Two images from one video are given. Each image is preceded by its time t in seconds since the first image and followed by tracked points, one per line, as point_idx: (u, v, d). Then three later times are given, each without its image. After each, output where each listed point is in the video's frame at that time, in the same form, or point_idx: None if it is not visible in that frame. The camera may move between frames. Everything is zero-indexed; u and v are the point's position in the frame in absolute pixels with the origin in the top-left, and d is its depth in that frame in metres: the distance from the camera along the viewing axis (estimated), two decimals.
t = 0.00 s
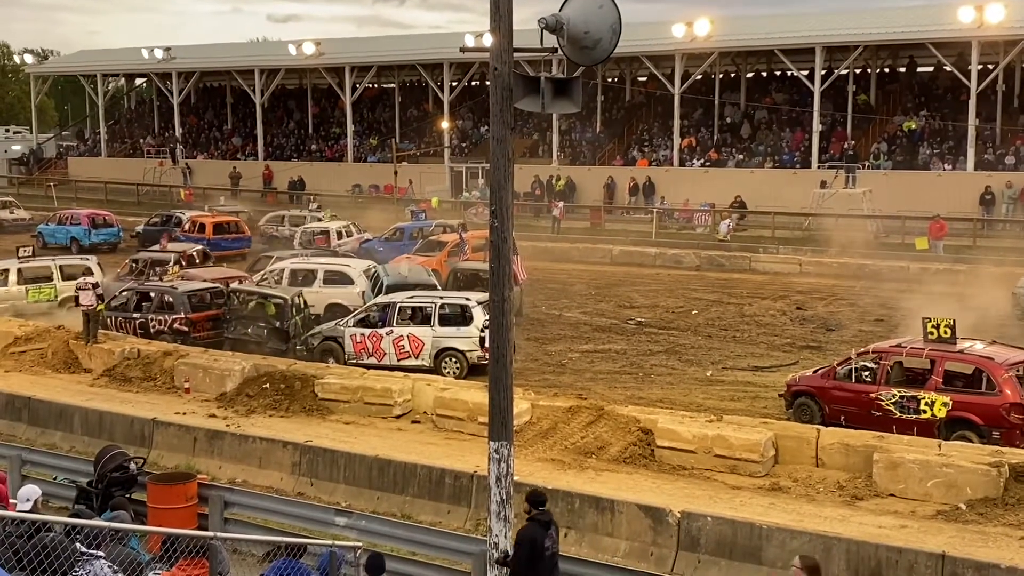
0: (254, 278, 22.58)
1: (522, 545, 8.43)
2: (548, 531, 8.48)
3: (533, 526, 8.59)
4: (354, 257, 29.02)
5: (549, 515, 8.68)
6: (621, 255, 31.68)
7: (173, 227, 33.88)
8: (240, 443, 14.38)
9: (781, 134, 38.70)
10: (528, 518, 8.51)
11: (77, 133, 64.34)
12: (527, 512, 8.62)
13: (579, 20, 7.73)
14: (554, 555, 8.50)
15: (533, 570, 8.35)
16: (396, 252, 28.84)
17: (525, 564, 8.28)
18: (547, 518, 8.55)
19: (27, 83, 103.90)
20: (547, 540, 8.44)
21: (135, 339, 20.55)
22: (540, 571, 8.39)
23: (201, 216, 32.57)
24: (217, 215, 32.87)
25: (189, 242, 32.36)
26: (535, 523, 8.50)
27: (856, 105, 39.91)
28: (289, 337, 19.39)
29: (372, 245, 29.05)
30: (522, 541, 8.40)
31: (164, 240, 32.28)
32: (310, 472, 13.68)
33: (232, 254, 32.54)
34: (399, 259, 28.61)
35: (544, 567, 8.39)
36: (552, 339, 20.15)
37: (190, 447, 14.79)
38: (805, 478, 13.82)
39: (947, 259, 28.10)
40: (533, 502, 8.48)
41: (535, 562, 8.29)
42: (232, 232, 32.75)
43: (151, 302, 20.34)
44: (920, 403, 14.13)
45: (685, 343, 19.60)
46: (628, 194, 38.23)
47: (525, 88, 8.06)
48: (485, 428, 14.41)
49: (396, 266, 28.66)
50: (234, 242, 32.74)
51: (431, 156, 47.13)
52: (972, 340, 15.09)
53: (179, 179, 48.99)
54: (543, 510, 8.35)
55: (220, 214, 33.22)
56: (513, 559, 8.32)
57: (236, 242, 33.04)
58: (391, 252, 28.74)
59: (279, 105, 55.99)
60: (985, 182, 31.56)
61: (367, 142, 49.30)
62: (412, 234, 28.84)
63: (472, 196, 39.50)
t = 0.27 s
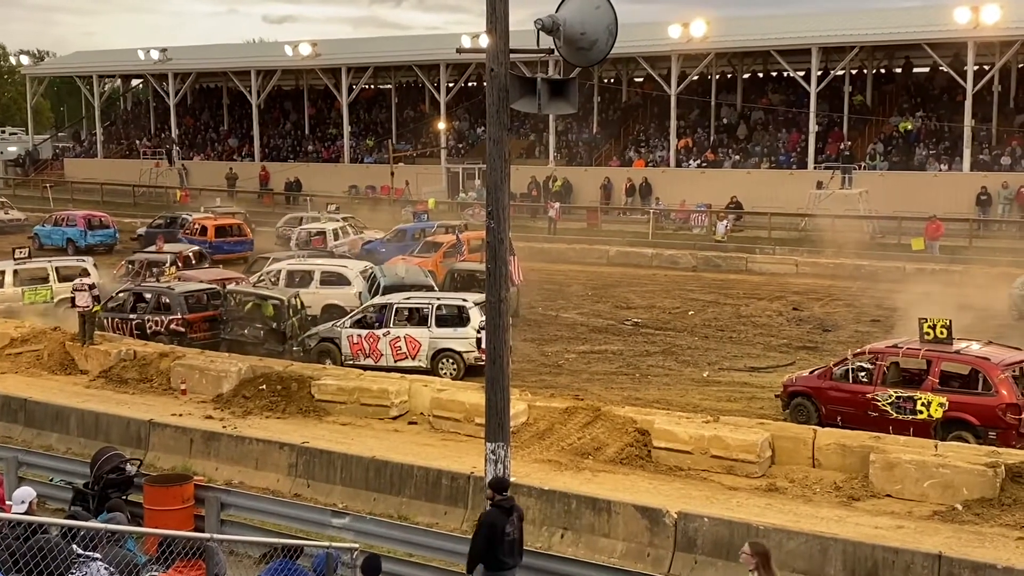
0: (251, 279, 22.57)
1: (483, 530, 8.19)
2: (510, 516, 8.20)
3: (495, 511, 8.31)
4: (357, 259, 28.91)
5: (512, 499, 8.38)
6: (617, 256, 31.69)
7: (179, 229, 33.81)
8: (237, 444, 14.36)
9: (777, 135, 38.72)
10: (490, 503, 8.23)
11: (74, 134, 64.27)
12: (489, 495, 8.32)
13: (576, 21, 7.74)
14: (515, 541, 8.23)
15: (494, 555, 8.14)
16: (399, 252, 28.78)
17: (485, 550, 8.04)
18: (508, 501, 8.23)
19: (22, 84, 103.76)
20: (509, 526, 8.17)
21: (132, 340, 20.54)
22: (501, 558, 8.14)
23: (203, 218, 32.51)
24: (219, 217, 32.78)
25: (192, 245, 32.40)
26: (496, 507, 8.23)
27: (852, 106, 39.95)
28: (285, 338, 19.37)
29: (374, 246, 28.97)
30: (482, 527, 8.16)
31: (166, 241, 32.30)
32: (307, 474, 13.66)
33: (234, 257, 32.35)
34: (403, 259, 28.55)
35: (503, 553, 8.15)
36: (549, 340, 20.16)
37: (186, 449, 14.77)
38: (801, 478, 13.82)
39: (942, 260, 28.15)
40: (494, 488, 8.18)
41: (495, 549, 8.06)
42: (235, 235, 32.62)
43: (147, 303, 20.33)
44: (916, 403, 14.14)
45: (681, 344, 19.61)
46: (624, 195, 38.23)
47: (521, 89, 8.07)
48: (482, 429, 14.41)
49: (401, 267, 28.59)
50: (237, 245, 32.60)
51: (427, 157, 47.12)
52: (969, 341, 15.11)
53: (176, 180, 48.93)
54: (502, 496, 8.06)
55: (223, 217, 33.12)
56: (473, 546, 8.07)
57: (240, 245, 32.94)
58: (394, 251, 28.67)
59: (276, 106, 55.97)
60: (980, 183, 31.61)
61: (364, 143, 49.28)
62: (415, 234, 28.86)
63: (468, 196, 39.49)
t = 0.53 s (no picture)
0: (246, 281, 22.56)
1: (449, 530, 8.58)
2: (476, 516, 8.62)
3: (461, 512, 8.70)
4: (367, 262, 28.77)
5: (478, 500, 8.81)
6: (613, 257, 31.67)
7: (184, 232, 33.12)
8: (232, 446, 14.35)
9: (773, 137, 38.76)
10: (455, 503, 8.65)
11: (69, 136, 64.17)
12: (456, 496, 8.75)
13: (570, 23, 7.74)
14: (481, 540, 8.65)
15: (459, 554, 8.50)
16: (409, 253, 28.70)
17: (451, 548, 8.45)
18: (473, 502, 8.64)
19: (17, 86, 103.65)
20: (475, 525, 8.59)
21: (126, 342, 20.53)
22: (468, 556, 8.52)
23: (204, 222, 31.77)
24: (220, 221, 32.14)
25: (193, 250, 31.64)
26: (462, 508, 8.63)
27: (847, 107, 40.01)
28: (280, 340, 19.34)
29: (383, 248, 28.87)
30: (449, 527, 8.56)
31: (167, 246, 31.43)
32: (303, 476, 13.65)
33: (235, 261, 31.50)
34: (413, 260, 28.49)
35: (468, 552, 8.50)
36: (544, 341, 20.16)
37: (181, 451, 14.75)
38: (797, 480, 13.83)
39: (937, 261, 28.19)
40: (461, 487, 8.61)
41: (461, 547, 8.45)
42: (236, 239, 31.96)
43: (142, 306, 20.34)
44: (912, 404, 14.15)
45: (677, 345, 19.61)
46: (620, 196, 38.24)
47: (516, 91, 8.06)
48: (478, 431, 14.40)
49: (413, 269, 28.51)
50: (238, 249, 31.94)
51: (423, 158, 47.11)
52: (964, 342, 15.13)
53: (171, 182, 48.86)
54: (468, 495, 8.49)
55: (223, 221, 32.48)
56: (440, 544, 8.47)
57: (240, 250, 32.32)
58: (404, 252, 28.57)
59: (271, 108, 55.93)
60: (975, 184, 31.66)
61: (359, 145, 49.26)
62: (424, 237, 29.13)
63: (464, 198, 39.47)
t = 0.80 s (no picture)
0: (240, 283, 22.53)
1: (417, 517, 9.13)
2: (443, 504, 9.19)
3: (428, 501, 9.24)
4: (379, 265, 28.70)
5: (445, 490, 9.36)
6: (608, 257, 31.70)
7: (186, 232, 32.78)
8: (227, 448, 14.33)
9: (767, 138, 38.83)
10: (424, 493, 9.16)
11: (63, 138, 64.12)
12: (424, 486, 9.29)
13: (565, 24, 7.75)
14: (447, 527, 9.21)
15: (427, 541, 9.06)
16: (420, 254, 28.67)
17: (419, 536, 8.97)
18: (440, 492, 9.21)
19: (10, 87, 103.46)
20: (442, 513, 9.16)
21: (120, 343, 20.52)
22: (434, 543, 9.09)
23: (203, 224, 30.75)
24: (219, 223, 30.92)
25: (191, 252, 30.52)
26: (429, 497, 9.16)
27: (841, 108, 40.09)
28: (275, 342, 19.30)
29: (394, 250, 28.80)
30: (417, 515, 9.09)
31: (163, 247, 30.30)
32: (297, 477, 13.64)
33: (233, 265, 30.36)
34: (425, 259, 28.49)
35: (435, 539, 9.07)
36: (539, 342, 20.16)
37: (176, 453, 14.73)
38: (791, 480, 13.84)
39: (931, 262, 28.25)
40: (428, 479, 9.15)
41: (429, 535, 9.00)
42: (236, 242, 30.71)
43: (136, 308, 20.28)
44: (906, 405, 14.16)
45: (672, 346, 19.63)
46: (614, 198, 38.29)
47: (511, 92, 8.05)
48: (473, 433, 14.38)
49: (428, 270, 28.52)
50: (238, 252, 30.65)
51: (417, 160, 47.13)
52: (957, 342, 15.15)
53: (165, 183, 48.83)
54: (436, 487, 9.03)
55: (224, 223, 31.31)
56: (409, 531, 9.03)
57: (240, 253, 30.98)
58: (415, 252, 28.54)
59: (265, 109, 55.93)
60: (968, 185, 31.73)
61: (353, 146, 49.28)
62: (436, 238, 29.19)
63: (459, 200, 39.49)
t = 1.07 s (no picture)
0: (233, 284, 22.48)
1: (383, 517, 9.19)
2: (408, 505, 9.25)
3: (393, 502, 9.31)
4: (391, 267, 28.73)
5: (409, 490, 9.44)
6: (601, 258, 31.71)
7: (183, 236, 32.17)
8: (220, 450, 14.30)
9: (760, 139, 38.88)
10: (390, 494, 9.23)
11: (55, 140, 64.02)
12: (389, 487, 9.36)
13: (558, 25, 7.74)
14: (414, 527, 9.28)
15: (393, 541, 9.11)
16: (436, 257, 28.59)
17: (385, 535, 9.03)
18: (405, 492, 9.27)
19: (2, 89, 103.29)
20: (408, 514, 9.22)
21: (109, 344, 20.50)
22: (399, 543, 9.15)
23: (199, 226, 30.43)
24: (217, 225, 30.65)
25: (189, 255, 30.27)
26: (395, 498, 9.23)
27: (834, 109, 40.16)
28: (268, 343, 19.23)
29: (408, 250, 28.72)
30: (383, 515, 9.14)
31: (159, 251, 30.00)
32: (290, 479, 13.63)
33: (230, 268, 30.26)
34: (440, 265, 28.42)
35: (401, 539, 9.13)
36: (532, 344, 20.16)
37: (168, 455, 14.69)
38: (784, 481, 13.86)
39: (923, 262, 28.30)
40: (394, 479, 9.23)
41: (395, 535, 9.07)
42: (233, 244, 30.43)
43: (126, 309, 20.25)
44: (899, 405, 14.18)
45: (665, 347, 19.64)
46: (607, 199, 38.32)
47: (504, 94, 8.04)
48: (466, 434, 14.37)
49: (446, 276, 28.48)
50: (233, 254, 30.38)
51: (410, 161, 47.12)
52: (950, 342, 15.18)
53: (157, 185, 48.75)
54: (402, 487, 9.11)
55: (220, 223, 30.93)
56: (375, 531, 9.08)
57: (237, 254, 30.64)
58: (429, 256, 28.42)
59: (258, 111, 55.88)
60: (961, 186, 31.79)
61: (346, 148, 49.31)
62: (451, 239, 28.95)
63: (452, 201, 39.48)
